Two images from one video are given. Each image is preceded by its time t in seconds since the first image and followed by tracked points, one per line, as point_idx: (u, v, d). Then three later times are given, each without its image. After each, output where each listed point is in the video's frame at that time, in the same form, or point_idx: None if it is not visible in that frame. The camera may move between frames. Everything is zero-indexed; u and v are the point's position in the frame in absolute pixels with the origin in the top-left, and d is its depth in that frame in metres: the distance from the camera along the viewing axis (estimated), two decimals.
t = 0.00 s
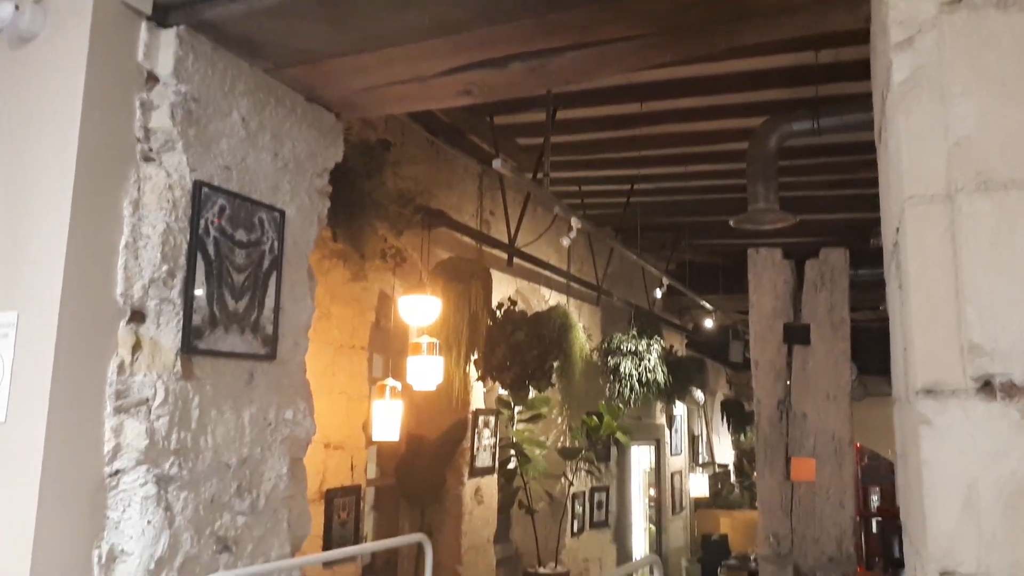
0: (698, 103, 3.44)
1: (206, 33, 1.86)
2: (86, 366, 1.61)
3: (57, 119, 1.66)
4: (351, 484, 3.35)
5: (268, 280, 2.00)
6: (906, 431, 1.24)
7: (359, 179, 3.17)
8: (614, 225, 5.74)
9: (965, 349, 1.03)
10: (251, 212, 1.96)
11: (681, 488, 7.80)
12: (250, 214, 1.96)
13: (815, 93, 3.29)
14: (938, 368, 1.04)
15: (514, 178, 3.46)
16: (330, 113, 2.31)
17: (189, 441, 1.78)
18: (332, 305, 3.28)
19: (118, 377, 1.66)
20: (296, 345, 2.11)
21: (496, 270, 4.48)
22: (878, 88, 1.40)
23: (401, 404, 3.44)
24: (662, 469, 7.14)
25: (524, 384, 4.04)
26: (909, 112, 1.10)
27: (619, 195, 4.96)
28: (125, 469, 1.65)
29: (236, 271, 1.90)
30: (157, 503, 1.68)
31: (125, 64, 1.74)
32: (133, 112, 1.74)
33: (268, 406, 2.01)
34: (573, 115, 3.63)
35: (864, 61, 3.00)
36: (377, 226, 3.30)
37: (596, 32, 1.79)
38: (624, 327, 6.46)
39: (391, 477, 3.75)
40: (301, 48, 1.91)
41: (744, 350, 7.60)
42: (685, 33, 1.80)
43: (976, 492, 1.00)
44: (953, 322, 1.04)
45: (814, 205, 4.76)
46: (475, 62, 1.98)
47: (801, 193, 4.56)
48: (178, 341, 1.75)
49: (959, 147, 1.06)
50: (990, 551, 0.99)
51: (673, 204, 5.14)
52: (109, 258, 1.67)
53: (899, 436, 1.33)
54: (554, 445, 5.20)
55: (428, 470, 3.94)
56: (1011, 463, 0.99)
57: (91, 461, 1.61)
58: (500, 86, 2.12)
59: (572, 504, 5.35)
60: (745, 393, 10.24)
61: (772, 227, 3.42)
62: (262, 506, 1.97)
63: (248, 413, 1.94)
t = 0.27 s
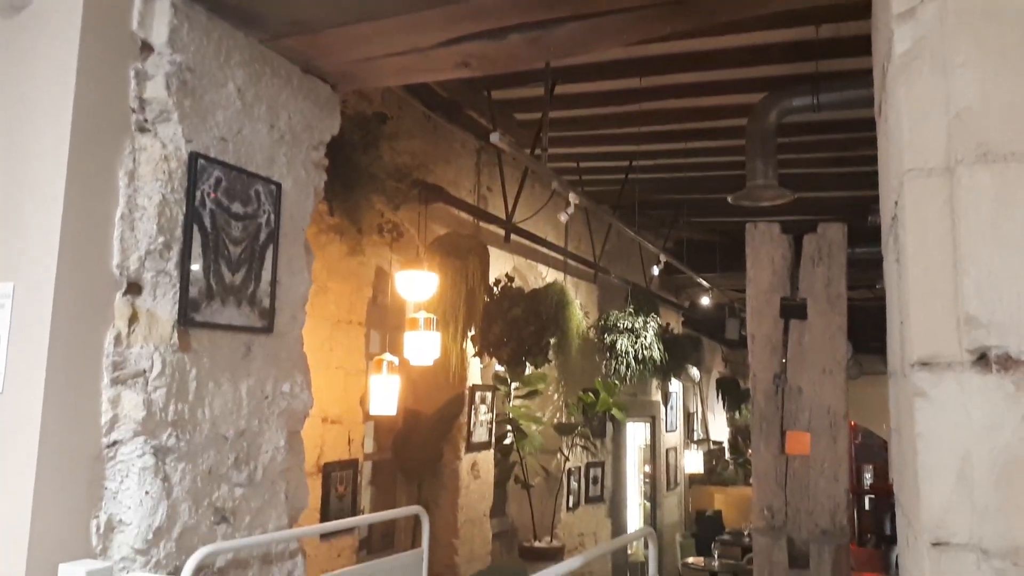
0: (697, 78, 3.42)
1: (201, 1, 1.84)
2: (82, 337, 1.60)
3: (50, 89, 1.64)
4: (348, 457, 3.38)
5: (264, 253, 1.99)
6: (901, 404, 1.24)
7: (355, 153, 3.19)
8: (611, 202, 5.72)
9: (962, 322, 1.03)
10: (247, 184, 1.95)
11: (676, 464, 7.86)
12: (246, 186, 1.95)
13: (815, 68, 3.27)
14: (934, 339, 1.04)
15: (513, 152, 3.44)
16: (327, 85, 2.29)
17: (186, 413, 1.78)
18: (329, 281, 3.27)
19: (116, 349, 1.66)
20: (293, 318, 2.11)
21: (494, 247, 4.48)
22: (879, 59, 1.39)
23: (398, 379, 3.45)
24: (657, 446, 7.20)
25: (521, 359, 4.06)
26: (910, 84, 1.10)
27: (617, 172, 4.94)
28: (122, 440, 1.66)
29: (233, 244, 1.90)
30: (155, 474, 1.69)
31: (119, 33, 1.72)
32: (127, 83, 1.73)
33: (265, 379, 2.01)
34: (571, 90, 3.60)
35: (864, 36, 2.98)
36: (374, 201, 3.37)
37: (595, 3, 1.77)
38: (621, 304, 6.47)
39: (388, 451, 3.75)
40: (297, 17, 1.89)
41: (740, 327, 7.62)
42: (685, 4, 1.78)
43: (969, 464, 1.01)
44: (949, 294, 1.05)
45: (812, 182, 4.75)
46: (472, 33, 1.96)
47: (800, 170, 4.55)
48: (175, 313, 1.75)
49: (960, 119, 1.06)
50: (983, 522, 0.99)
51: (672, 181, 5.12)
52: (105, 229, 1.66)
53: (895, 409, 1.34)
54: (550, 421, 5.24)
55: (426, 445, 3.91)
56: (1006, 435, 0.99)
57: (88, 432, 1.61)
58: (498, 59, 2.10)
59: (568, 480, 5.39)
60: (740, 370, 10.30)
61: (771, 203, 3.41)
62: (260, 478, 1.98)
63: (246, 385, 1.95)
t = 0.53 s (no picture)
0: (696, 56, 3.40)
1: None
2: (79, 316, 1.60)
3: (44, 65, 1.63)
4: (348, 437, 3.40)
5: (262, 232, 1.99)
6: (898, 378, 1.25)
7: (351, 131, 3.19)
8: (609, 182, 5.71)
9: (959, 296, 1.03)
10: (243, 163, 1.94)
11: (674, 444, 7.90)
12: (242, 165, 1.94)
13: (814, 45, 3.25)
14: (931, 313, 1.04)
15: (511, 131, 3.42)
16: (322, 63, 2.27)
17: (185, 392, 1.79)
18: (326, 261, 3.28)
19: (113, 328, 1.66)
20: (291, 298, 2.10)
21: (492, 227, 4.48)
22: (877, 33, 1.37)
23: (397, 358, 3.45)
24: (655, 426, 7.23)
25: (520, 340, 4.05)
26: (909, 59, 1.10)
27: (615, 151, 4.92)
28: (121, 419, 1.66)
29: (229, 222, 1.89)
30: (155, 452, 1.70)
31: (112, 9, 1.71)
32: (121, 60, 1.71)
33: (264, 358, 2.01)
34: (569, 68, 3.58)
35: (863, 12, 2.96)
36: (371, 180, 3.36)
37: None
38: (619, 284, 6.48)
39: (387, 431, 3.89)
40: None
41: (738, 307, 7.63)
42: None
43: (966, 438, 1.01)
44: (947, 269, 1.04)
45: (811, 161, 4.74)
46: (469, 9, 1.94)
47: (798, 148, 4.54)
48: (172, 293, 1.75)
49: (959, 93, 1.05)
50: (978, 495, 1.00)
51: (669, 160, 5.11)
52: (100, 208, 1.65)
53: (892, 384, 1.34)
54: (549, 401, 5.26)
55: (425, 424, 4.00)
56: (1002, 408, 1.00)
57: (88, 411, 1.61)
58: (495, 35, 2.09)
59: (566, 459, 5.42)
60: (737, 350, 10.34)
61: (770, 181, 3.40)
62: (259, 456, 1.99)
63: (244, 364, 1.95)
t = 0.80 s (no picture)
0: (694, 31, 3.38)
1: None
2: (78, 299, 1.60)
3: (36, 47, 1.61)
4: (349, 417, 3.42)
5: (259, 213, 1.98)
6: (898, 350, 1.25)
7: (349, 110, 3.19)
8: (607, 160, 5.69)
9: (958, 267, 1.03)
10: (240, 144, 1.93)
11: (674, 422, 7.93)
12: (239, 145, 1.93)
13: (813, 20, 3.23)
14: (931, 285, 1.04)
15: (509, 109, 3.40)
16: (317, 42, 2.25)
17: (186, 373, 1.79)
18: (325, 242, 3.29)
19: (113, 310, 1.66)
20: (290, 279, 2.10)
21: (490, 207, 4.46)
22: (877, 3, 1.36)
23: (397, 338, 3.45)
24: (655, 404, 7.25)
25: (520, 320, 4.05)
26: (909, 28, 1.08)
27: (613, 129, 4.90)
28: (123, 400, 1.67)
29: (227, 203, 1.89)
30: (157, 433, 1.70)
31: None
32: (115, 41, 1.70)
33: (264, 339, 2.01)
34: (566, 45, 3.55)
35: None
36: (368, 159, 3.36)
37: None
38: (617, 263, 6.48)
39: (388, 412, 3.89)
40: None
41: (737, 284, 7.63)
42: None
43: (965, 409, 1.02)
44: (946, 240, 1.04)
45: (810, 137, 4.72)
46: None
47: (797, 124, 4.52)
48: (171, 274, 1.75)
49: (959, 64, 1.05)
50: (977, 465, 1.00)
51: (668, 138, 5.09)
52: (96, 190, 1.64)
53: (892, 357, 1.34)
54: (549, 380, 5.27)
55: (427, 404, 3.98)
56: (1002, 378, 1.00)
57: (89, 393, 1.62)
58: (491, 12, 2.07)
59: (567, 437, 5.45)
60: (736, 329, 10.36)
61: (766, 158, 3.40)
62: (261, 437, 1.99)
63: (245, 345, 1.95)
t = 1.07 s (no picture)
0: (695, 10, 3.36)
1: None
2: (78, 275, 1.60)
3: (32, 23, 1.60)
4: (349, 396, 3.44)
5: (258, 190, 1.98)
6: (896, 327, 1.25)
7: (347, 89, 3.18)
8: (608, 141, 5.66)
9: (958, 243, 1.03)
10: (238, 121, 1.92)
11: (672, 402, 7.96)
12: (237, 122, 1.92)
13: None
14: (930, 260, 1.04)
15: (509, 87, 3.38)
16: (315, 18, 2.23)
17: (186, 350, 1.79)
18: (325, 221, 3.30)
19: (112, 287, 1.66)
20: (289, 257, 2.10)
21: (490, 187, 4.45)
22: None
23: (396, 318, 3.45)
24: (653, 385, 7.27)
25: (519, 300, 4.05)
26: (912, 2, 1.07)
27: (613, 109, 4.88)
28: (123, 377, 1.67)
29: (226, 181, 1.88)
30: (157, 410, 1.71)
31: None
32: (111, 16, 1.68)
33: (263, 317, 2.01)
34: (567, 23, 3.53)
35: None
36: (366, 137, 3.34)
37: None
38: (617, 245, 6.49)
39: (388, 391, 3.95)
40: None
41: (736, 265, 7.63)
42: None
43: (964, 385, 1.02)
44: (947, 217, 1.04)
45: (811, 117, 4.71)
46: None
47: (798, 104, 4.50)
48: (170, 252, 1.75)
49: (962, 39, 1.04)
50: (975, 440, 1.01)
51: (669, 117, 5.06)
52: (95, 166, 1.64)
53: (889, 335, 1.34)
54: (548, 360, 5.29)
55: (427, 383, 4.03)
56: (1000, 354, 1.00)
57: (91, 369, 1.62)
58: None
59: (566, 417, 5.47)
60: (734, 310, 10.37)
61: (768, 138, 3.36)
62: (261, 414, 2.00)
63: (244, 323, 1.95)
